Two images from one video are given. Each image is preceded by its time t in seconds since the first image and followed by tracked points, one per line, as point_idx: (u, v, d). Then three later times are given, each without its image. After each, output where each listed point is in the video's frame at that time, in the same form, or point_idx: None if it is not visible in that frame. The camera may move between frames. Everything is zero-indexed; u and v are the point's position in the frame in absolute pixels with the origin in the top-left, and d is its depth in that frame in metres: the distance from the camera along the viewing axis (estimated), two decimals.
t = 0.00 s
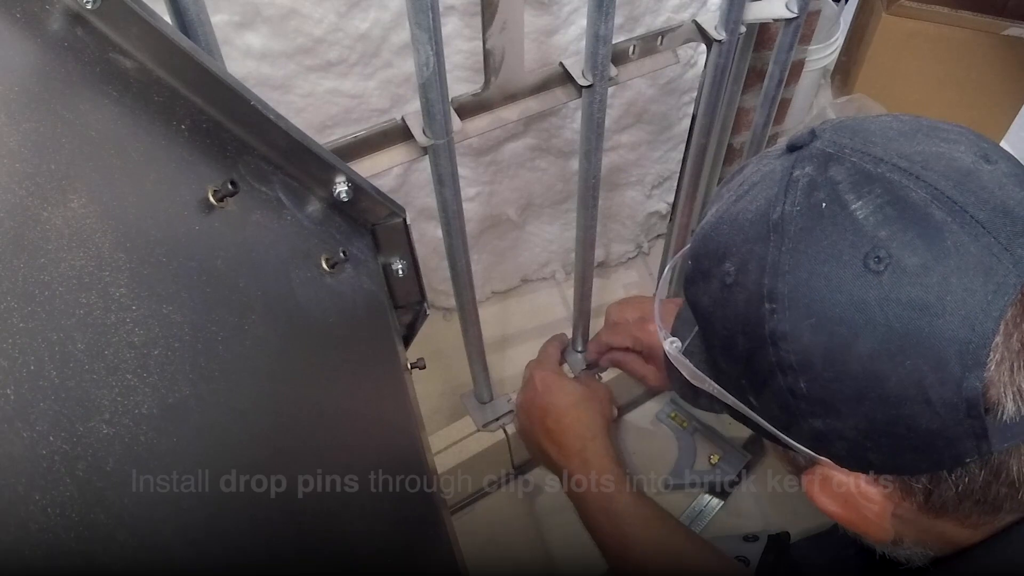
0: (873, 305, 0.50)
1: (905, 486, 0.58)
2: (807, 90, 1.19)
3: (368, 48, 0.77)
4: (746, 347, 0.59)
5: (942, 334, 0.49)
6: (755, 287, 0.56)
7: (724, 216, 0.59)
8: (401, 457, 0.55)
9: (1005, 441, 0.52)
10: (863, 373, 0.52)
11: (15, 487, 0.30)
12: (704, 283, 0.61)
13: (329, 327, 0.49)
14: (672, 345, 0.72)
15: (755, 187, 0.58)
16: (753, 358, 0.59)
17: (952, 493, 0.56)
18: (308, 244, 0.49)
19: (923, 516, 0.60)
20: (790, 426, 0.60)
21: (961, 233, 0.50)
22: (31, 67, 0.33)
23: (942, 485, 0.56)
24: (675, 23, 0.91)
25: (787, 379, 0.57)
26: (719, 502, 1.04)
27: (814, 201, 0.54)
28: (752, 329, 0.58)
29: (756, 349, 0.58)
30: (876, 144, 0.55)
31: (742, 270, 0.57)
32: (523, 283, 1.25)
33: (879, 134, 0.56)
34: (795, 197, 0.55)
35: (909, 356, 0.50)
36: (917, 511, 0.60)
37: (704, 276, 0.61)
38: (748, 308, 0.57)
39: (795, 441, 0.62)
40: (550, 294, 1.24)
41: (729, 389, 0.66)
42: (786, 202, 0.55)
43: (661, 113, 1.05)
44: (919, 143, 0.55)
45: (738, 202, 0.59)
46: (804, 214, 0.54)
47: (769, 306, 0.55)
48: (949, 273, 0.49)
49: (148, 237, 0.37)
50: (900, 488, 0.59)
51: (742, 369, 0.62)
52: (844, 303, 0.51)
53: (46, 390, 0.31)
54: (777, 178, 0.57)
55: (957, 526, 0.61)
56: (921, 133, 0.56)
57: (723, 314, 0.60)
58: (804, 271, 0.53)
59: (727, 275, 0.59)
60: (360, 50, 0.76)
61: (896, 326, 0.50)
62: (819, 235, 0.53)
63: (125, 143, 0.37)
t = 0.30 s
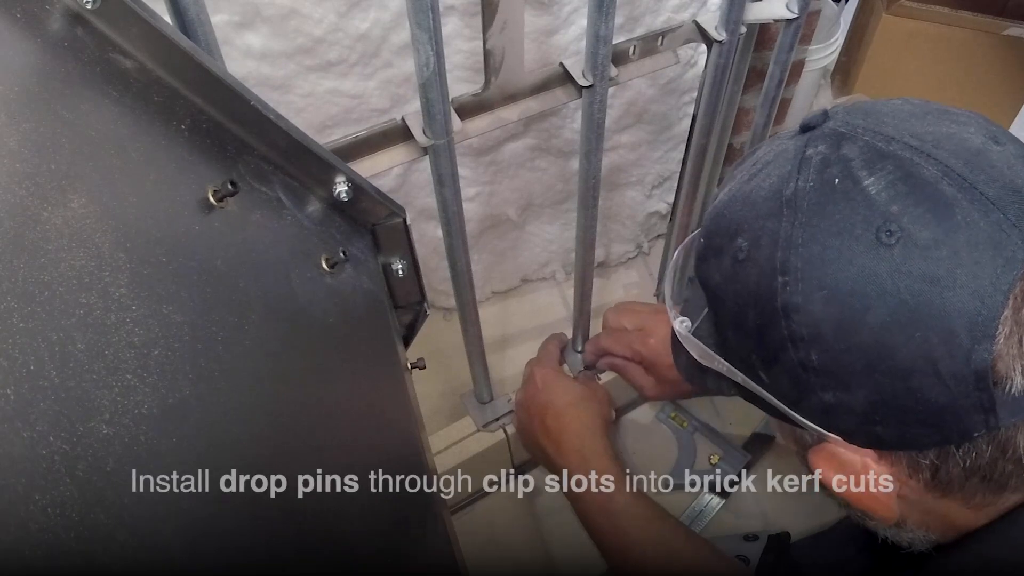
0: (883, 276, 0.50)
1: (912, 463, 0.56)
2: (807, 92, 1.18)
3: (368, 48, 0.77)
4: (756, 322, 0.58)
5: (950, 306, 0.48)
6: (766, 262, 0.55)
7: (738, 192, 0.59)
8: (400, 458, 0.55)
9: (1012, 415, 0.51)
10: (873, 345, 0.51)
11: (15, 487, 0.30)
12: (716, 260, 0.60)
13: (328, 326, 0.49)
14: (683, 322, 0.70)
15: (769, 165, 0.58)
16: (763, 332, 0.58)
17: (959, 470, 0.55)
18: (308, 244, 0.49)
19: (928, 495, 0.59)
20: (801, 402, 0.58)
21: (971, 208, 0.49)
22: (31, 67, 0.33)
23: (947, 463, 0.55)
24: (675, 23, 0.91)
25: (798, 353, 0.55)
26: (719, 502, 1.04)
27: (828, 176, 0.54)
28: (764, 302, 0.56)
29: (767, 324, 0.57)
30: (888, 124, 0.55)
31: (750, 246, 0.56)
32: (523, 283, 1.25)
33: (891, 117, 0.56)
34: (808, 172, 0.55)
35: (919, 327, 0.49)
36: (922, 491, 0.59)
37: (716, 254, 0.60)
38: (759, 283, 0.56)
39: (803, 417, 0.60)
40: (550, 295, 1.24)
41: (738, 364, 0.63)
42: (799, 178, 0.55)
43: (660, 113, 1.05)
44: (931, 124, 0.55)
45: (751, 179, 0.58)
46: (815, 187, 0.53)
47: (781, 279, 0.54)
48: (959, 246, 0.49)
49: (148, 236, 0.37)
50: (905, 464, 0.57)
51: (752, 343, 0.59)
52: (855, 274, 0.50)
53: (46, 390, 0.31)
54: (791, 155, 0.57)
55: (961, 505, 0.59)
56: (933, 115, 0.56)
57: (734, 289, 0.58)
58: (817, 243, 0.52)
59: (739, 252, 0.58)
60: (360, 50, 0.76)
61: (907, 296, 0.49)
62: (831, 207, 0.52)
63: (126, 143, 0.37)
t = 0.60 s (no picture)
0: (875, 259, 0.50)
1: (904, 453, 0.56)
2: (807, 92, 1.18)
3: (368, 48, 0.77)
4: (754, 308, 0.57)
5: (942, 291, 0.48)
6: (762, 249, 0.55)
7: (736, 185, 0.59)
8: (400, 458, 0.55)
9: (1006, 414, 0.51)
10: (865, 329, 0.51)
11: (15, 487, 0.30)
12: (714, 251, 0.60)
13: (328, 326, 0.49)
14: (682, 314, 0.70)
15: (769, 156, 0.58)
16: (759, 318, 0.57)
17: (954, 459, 0.54)
18: (308, 244, 0.49)
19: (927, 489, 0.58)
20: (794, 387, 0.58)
21: (962, 196, 0.49)
22: (31, 67, 0.33)
23: (942, 451, 0.54)
24: (675, 23, 0.91)
25: (792, 337, 0.55)
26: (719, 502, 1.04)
27: (824, 164, 0.54)
28: (759, 288, 0.56)
29: (763, 310, 0.56)
30: (883, 117, 0.55)
31: (747, 236, 0.56)
32: (523, 283, 1.25)
33: (888, 110, 0.56)
34: (805, 163, 0.55)
35: (911, 311, 0.49)
36: (918, 485, 0.58)
37: (715, 244, 0.60)
38: (756, 270, 0.56)
39: (797, 408, 0.60)
40: (550, 295, 1.24)
41: (735, 354, 0.63)
42: (796, 168, 0.55)
43: (660, 113, 1.05)
44: (926, 118, 0.54)
45: (749, 171, 0.58)
46: (811, 176, 0.54)
47: (777, 265, 0.54)
48: (951, 233, 0.48)
49: (148, 236, 0.37)
50: (900, 454, 0.57)
51: (748, 332, 0.60)
52: (849, 259, 0.50)
53: (45, 390, 0.31)
54: (788, 148, 0.57)
55: (961, 503, 0.58)
56: (927, 111, 0.56)
57: (732, 279, 0.58)
58: (811, 229, 0.52)
59: (737, 241, 0.58)
60: (360, 50, 0.76)
61: (898, 280, 0.49)
62: (826, 196, 0.52)
63: (126, 143, 0.37)
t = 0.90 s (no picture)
0: (870, 247, 0.50)
1: (904, 440, 0.55)
2: (807, 92, 1.18)
3: (368, 48, 0.77)
4: (754, 300, 0.57)
5: (934, 276, 0.48)
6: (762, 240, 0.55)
7: (737, 185, 0.59)
8: (400, 459, 0.55)
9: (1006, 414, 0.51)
10: (860, 314, 0.50)
11: (15, 487, 0.30)
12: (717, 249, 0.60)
13: (328, 326, 0.49)
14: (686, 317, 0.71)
15: (766, 157, 0.58)
16: (759, 310, 0.57)
17: (952, 444, 0.53)
18: (308, 244, 0.49)
19: (927, 478, 0.57)
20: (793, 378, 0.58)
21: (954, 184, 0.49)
22: (31, 67, 0.33)
23: (939, 435, 0.53)
24: (675, 23, 0.91)
25: (791, 325, 0.55)
26: (719, 501, 1.04)
27: (820, 158, 0.54)
28: (759, 279, 0.56)
29: (763, 300, 0.56)
30: (877, 115, 0.55)
31: (748, 229, 0.57)
32: (523, 283, 1.25)
33: (882, 110, 0.56)
34: (802, 159, 0.55)
35: (912, 315, 0.49)
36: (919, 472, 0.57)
37: (718, 241, 0.60)
38: (757, 261, 0.56)
39: (797, 397, 0.59)
40: (550, 295, 1.24)
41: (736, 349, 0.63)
42: (792, 165, 0.55)
43: (660, 113, 1.05)
44: (919, 115, 0.55)
45: (750, 171, 0.59)
46: (807, 170, 0.54)
47: (776, 254, 0.54)
48: (942, 218, 0.49)
49: (148, 236, 0.37)
50: (899, 441, 0.56)
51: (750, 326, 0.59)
52: (843, 248, 0.51)
53: (46, 390, 0.31)
54: (785, 147, 0.57)
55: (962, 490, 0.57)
56: (919, 109, 0.56)
57: (734, 274, 0.58)
58: (807, 219, 0.52)
59: (738, 236, 0.58)
60: (360, 50, 0.76)
61: (891, 266, 0.49)
62: (823, 188, 0.52)
63: (126, 143, 0.37)
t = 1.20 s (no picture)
0: (854, 252, 0.50)
1: (887, 444, 0.56)
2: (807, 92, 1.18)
3: (368, 48, 0.77)
4: (735, 304, 0.57)
5: (918, 280, 0.48)
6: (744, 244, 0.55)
7: (720, 190, 0.59)
8: (401, 459, 0.55)
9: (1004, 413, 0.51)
10: (844, 317, 0.51)
11: (15, 487, 0.30)
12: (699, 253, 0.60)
13: (329, 326, 0.49)
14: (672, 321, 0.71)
15: (750, 161, 0.58)
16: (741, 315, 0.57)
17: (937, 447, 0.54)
18: (308, 244, 0.49)
19: (913, 481, 0.58)
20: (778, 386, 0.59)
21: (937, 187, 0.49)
22: (31, 67, 0.33)
23: (922, 438, 0.54)
24: (675, 23, 0.91)
25: (773, 330, 0.55)
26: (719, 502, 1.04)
27: (802, 161, 0.54)
28: (741, 284, 0.56)
29: (745, 304, 0.56)
30: (861, 117, 0.55)
31: (730, 234, 0.57)
32: (523, 283, 1.25)
33: (867, 113, 0.56)
34: (784, 163, 0.55)
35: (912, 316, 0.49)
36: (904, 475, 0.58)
37: (700, 244, 0.60)
38: (738, 266, 0.56)
39: (781, 403, 0.60)
40: (550, 295, 1.24)
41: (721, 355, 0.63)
42: (776, 169, 0.55)
43: (660, 113, 1.05)
44: (903, 118, 0.55)
45: (735, 174, 0.59)
46: (790, 174, 0.54)
47: (758, 259, 0.54)
48: (924, 221, 0.49)
49: (148, 236, 0.37)
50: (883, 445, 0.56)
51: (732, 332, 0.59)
52: (826, 252, 0.51)
53: (46, 390, 0.31)
54: (768, 150, 0.57)
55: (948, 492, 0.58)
56: (903, 112, 0.56)
57: (716, 278, 0.58)
58: (791, 223, 0.52)
59: (721, 240, 0.58)
60: (360, 50, 0.76)
61: (875, 268, 0.49)
62: (804, 191, 0.52)
63: (126, 143, 0.37)
